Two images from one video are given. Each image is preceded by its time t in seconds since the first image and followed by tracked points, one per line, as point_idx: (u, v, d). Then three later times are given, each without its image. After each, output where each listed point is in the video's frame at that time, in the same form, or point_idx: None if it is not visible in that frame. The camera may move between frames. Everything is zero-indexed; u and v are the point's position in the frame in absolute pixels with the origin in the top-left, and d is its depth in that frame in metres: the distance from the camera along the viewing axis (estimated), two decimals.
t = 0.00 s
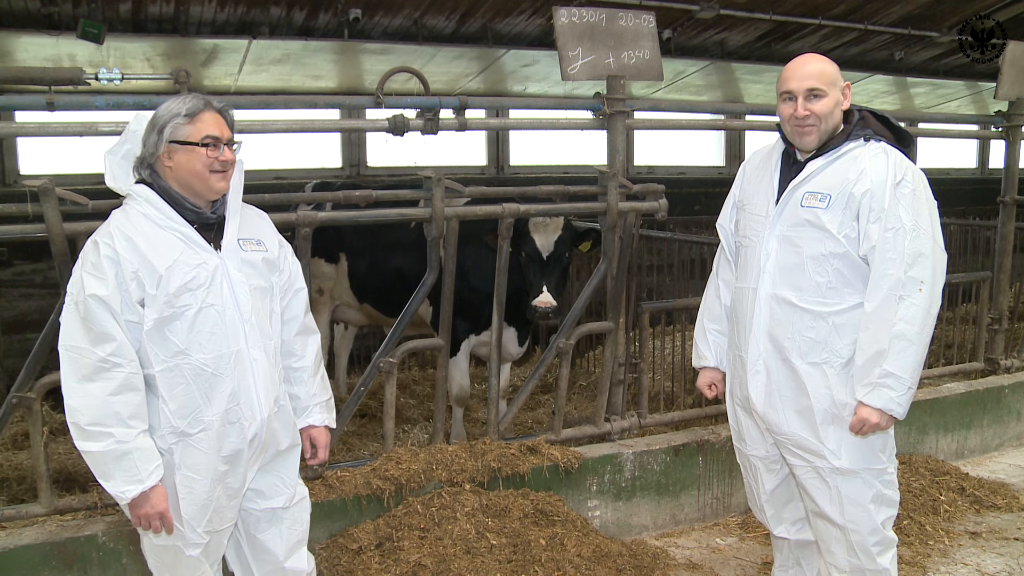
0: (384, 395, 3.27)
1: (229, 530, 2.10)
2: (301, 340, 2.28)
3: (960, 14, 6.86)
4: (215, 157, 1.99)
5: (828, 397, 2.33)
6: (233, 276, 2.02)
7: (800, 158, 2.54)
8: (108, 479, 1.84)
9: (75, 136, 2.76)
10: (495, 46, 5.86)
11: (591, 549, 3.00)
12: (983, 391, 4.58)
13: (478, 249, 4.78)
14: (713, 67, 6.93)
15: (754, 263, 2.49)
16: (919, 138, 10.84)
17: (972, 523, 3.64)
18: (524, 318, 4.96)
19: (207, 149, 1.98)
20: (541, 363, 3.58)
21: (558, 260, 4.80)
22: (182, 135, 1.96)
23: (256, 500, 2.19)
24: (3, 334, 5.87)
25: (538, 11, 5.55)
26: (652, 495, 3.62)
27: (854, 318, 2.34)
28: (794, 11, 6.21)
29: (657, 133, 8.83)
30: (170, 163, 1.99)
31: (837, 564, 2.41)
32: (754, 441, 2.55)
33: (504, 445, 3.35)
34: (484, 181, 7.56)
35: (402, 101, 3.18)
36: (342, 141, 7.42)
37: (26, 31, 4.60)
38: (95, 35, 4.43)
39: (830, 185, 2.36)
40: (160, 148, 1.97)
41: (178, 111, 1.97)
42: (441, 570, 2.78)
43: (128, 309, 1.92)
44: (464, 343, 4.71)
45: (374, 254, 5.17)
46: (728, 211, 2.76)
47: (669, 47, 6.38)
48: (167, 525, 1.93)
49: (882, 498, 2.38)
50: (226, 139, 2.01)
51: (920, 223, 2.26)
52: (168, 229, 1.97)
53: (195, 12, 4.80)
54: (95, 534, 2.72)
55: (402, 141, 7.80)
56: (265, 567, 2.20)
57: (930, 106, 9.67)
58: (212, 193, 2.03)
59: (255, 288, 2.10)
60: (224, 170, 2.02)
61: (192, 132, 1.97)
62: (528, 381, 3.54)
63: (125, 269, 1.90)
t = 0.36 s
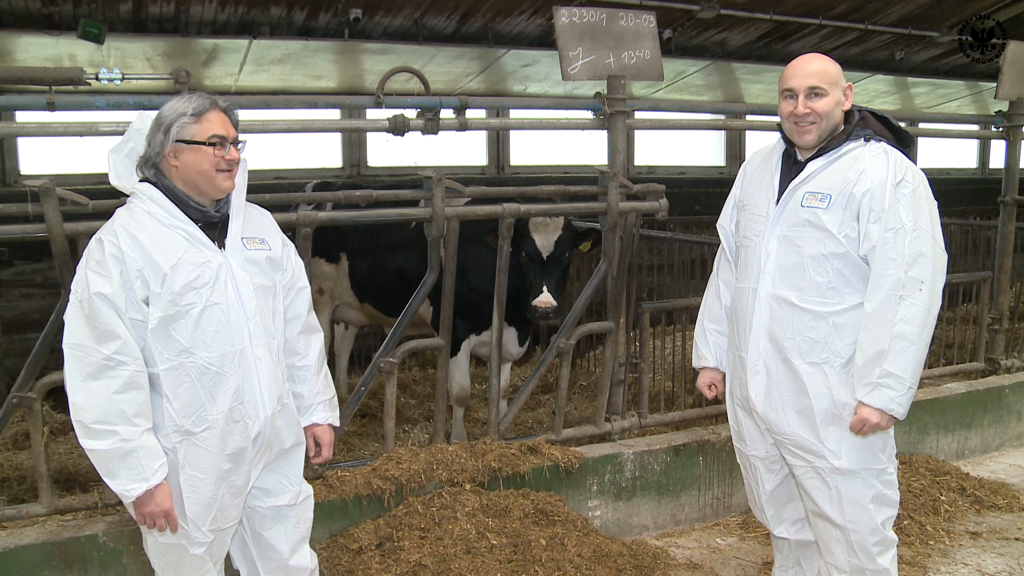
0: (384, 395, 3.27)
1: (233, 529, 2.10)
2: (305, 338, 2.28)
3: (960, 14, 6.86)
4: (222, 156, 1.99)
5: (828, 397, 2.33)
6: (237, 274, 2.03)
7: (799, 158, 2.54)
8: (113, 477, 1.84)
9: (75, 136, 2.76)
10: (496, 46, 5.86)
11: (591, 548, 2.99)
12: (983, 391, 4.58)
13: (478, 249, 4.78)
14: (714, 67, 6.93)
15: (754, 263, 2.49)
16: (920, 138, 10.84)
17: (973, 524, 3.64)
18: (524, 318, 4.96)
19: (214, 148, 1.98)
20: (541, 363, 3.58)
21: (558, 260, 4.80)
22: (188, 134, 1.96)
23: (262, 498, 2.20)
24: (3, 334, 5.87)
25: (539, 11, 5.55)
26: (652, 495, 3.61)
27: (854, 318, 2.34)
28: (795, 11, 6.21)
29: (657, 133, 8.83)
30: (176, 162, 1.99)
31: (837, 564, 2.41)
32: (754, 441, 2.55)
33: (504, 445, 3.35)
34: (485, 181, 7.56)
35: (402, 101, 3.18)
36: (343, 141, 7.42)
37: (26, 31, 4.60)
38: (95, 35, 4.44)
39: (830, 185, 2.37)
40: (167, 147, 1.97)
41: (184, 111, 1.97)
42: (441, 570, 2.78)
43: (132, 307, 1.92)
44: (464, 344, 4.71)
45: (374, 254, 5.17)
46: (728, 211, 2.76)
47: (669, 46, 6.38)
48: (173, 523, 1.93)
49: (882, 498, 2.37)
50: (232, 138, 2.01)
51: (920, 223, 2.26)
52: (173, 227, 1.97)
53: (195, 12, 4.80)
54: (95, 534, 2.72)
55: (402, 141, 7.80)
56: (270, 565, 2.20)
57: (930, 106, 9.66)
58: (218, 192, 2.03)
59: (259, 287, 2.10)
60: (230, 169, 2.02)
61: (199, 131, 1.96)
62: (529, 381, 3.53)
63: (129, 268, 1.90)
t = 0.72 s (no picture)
0: (385, 395, 3.27)
1: (233, 530, 2.10)
2: (299, 339, 2.29)
3: (961, 14, 6.86)
4: (223, 158, 2.00)
5: (828, 397, 2.33)
6: (238, 276, 2.03)
7: (799, 158, 2.54)
8: (119, 480, 1.84)
9: (76, 136, 2.76)
10: (496, 46, 5.86)
11: (592, 549, 2.99)
12: (984, 391, 4.58)
13: (478, 250, 4.78)
14: (715, 67, 6.93)
15: (754, 263, 2.49)
16: (920, 138, 10.84)
17: (973, 524, 3.64)
18: (525, 318, 4.96)
19: (215, 151, 1.98)
20: (542, 363, 3.58)
21: (559, 261, 4.80)
22: (190, 136, 1.96)
23: (262, 498, 2.20)
24: (4, 334, 5.87)
25: (539, 11, 5.55)
26: (653, 495, 3.61)
27: (854, 318, 2.34)
28: (795, 11, 6.21)
29: (657, 133, 8.83)
30: (177, 164, 1.99)
31: (838, 564, 2.41)
32: (755, 441, 2.55)
33: (504, 445, 3.35)
34: (485, 181, 7.56)
35: (402, 101, 3.17)
36: (343, 141, 7.42)
37: (27, 31, 4.60)
38: (96, 35, 4.44)
39: (830, 185, 2.37)
40: (167, 149, 1.97)
41: (186, 113, 1.96)
42: (442, 570, 2.78)
43: (135, 309, 1.92)
44: (465, 344, 4.71)
45: (374, 254, 5.17)
46: (728, 211, 2.76)
47: (670, 46, 6.37)
48: (178, 526, 1.93)
49: (882, 498, 2.38)
50: (232, 140, 2.01)
51: (921, 223, 2.26)
52: (174, 229, 1.97)
53: (196, 12, 4.79)
54: (95, 534, 2.72)
55: (403, 141, 7.81)
56: (271, 564, 2.20)
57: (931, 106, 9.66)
58: (218, 194, 2.03)
59: (259, 288, 2.10)
60: (230, 171, 2.03)
61: (201, 134, 1.97)
62: (529, 381, 3.53)
63: (133, 270, 1.90)
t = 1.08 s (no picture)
0: (385, 395, 3.27)
1: (230, 531, 2.10)
2: (298, 340, 2.28)
3: (961, 14, 6.86)
4: (222, 161, 1.99)
5: (828, 397, 2.33)
6: (236, 277, 2.03)
7: (800, 159, 2.54)
8: (111, 480, 1.84)
9: (76, 136, 2.76)
10: (497, 46, 5.86)
11: (593, 549, 2.99)
12: (984, 391, 4.58)
13: (479, 250, 4.78)
14: (715, 67, 6.93)
15: (754, 263, 2.49)
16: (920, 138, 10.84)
17: (974, 524, 3.64)
18: (525, 319, 4.96)
19: (214, 153, 1.98)
20: (542, 363, 3.58)
21: (559, 261, 4.81)
22: (189, 138, 1.96)
23: (262, 499, 2.20)
24: (5, 334, 5.87)
25: (540, 11, 5.55)
26: (654, 495, 3.61)
27: (855, 319, 2.34)
28: (796, 11, 6.21)
29: (658, 133, 8.83)
30: (175, 165, 1.99)
31: (839, 564, 2.41)
32: (755, 441, 2.55)
33: (505, 445, 3.35)
34: (485, 181, 7.57)
35: (403, 101, 3.17)
36: (343, 141, 7.42)
37: (27, 31, 4.60)
38: (97, 35, 4.45)
39: (831, 186, 2.36)
40: (166, 151, 1.97)
41: (185, 115, 1.96)
42: (442, 570, 2.78)
43: (131, 310, 1.92)
44: (465, 344, 4.71)
45: (375, 254, 5.17)
46: (729, 211, 2.76)
47: (670, 46, 6.38)
48: (169, 526, 1.94)
49: (883, 498, 2.38)
50: (233, 142, 2.01)
51: (921, 224, 2.26)
52: (171, 229, 1.97)
53: (196, 12, 4.79)
54: (96, 534, 2.72)
55: (403, 141, 7.81)
56: (273, 562, 2.21)
57: (931, 106, 9.66)
58: (217, 196, 2.03)
59: (257, 289, 2.10)
60: (230, 173, 2.02)
61: (200, 135, 1.97)
62: (530, 381, 3.53)
63: (129, 271, 1.90)
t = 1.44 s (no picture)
0: (385, 395, 3.27)
1: (231, 531, 2.10)
2: (301, 341, 2.29)
3: (962, 14, 6.85)
4: (223, 161, 1.99)
5: (826, 398, 2.33)
6: (237, 277, 2.03)
7: (797, 158, 2.54)
8: (113, 480, 1.84)
9: (77, 136, 2.76)
10: (497, 46, 5.86)
11: (593, 549, 2.99)
12: (985, 391, 4.58)
13: (479, 250, 4.78)
14: (716, 67, 6.93)
15: (752, 264, 2.49)
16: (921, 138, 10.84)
17: (975, 524, 3.64)
18: (526, 319, 4.96)
19: (215, 153, 1.98)
20: (542, 363, 3.58)
21: (560, 261, 4.81)
22: (190, 139, 1.96)
23: (262, 499, 2.20)
24: (5, 333, 5.87)
25: (540, 11, 5.55)
26: (654, 495, 3.61)
27: (852, 318, 2.34)
28: (796, 11, 6.20)
29: (658, 133, 8.83)
30: (176, 165, 1.99)
31: (838, 564, 2.41)
32: (755, 441, 2.55)
33: (505, 445, 3.35)
34: (486, 181, 7.57)
35: (403, 101, 3.17)
36: (344, 141, 7.42)
37: (28, 32, 4.60)
38: (97, 35, 4.45)
39: (827, 185, 2.36)
40: (167, 151, 1.97)
41: (186, 115, 1.96)
42: (442, 570, 2.78)
43: (132, 310, 1.92)
44: (466, 344, 4.71)
45: (375, 254, 5.17)
46: (728, 211, 2.75)
47: (670, 46, 6.37)
48: (173, 526, 1.94)
49: (882, 497, 2.38)
50: (233, 142, 2.01)
51: (917, 223, 2.26)
52: (173, 229, 1.97)
53: (197, 12, 4.79)
54: (96, 534, 2.73)
55: (403, 141, 7.81)
56: (272, 565, 2.20)
57: (931, 106, 9.66)
58: (218, 197, 2.03)
59: (259, 289, 2.11)
60: (231, 174, 2.02)
61: (200, 136, 1.96)
62: (530, 381, 3.53)
63: (131, 270, 1.90)
